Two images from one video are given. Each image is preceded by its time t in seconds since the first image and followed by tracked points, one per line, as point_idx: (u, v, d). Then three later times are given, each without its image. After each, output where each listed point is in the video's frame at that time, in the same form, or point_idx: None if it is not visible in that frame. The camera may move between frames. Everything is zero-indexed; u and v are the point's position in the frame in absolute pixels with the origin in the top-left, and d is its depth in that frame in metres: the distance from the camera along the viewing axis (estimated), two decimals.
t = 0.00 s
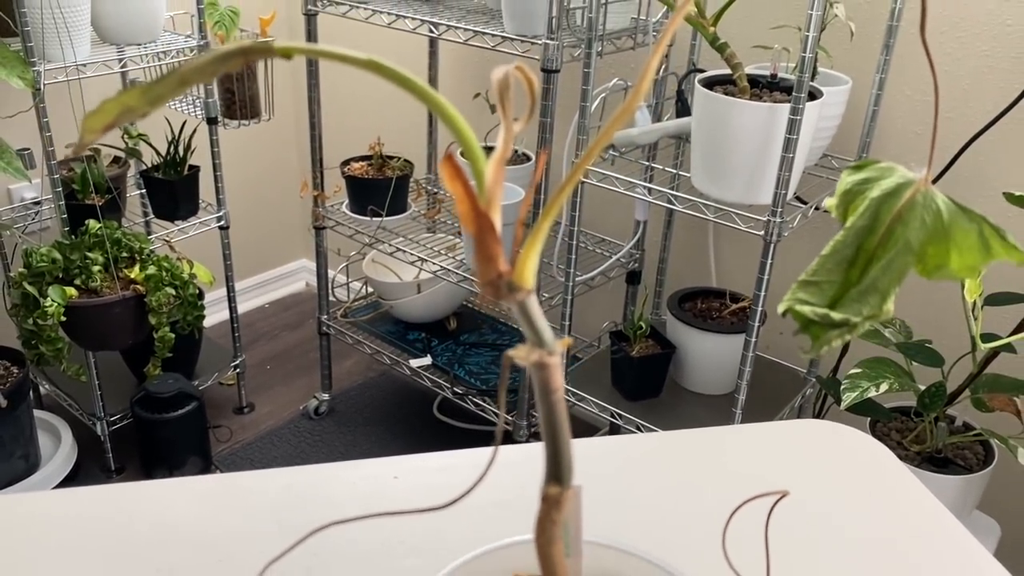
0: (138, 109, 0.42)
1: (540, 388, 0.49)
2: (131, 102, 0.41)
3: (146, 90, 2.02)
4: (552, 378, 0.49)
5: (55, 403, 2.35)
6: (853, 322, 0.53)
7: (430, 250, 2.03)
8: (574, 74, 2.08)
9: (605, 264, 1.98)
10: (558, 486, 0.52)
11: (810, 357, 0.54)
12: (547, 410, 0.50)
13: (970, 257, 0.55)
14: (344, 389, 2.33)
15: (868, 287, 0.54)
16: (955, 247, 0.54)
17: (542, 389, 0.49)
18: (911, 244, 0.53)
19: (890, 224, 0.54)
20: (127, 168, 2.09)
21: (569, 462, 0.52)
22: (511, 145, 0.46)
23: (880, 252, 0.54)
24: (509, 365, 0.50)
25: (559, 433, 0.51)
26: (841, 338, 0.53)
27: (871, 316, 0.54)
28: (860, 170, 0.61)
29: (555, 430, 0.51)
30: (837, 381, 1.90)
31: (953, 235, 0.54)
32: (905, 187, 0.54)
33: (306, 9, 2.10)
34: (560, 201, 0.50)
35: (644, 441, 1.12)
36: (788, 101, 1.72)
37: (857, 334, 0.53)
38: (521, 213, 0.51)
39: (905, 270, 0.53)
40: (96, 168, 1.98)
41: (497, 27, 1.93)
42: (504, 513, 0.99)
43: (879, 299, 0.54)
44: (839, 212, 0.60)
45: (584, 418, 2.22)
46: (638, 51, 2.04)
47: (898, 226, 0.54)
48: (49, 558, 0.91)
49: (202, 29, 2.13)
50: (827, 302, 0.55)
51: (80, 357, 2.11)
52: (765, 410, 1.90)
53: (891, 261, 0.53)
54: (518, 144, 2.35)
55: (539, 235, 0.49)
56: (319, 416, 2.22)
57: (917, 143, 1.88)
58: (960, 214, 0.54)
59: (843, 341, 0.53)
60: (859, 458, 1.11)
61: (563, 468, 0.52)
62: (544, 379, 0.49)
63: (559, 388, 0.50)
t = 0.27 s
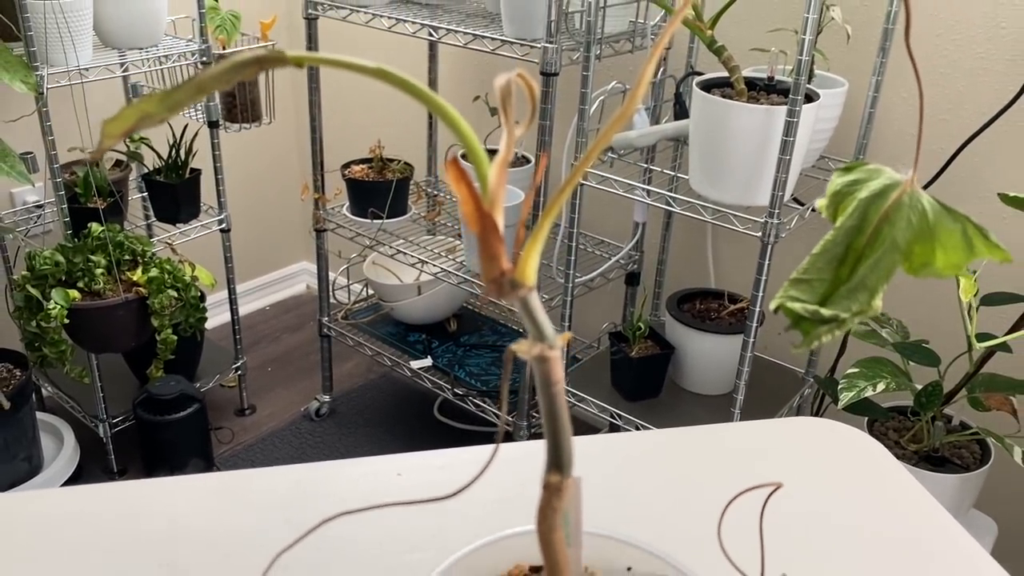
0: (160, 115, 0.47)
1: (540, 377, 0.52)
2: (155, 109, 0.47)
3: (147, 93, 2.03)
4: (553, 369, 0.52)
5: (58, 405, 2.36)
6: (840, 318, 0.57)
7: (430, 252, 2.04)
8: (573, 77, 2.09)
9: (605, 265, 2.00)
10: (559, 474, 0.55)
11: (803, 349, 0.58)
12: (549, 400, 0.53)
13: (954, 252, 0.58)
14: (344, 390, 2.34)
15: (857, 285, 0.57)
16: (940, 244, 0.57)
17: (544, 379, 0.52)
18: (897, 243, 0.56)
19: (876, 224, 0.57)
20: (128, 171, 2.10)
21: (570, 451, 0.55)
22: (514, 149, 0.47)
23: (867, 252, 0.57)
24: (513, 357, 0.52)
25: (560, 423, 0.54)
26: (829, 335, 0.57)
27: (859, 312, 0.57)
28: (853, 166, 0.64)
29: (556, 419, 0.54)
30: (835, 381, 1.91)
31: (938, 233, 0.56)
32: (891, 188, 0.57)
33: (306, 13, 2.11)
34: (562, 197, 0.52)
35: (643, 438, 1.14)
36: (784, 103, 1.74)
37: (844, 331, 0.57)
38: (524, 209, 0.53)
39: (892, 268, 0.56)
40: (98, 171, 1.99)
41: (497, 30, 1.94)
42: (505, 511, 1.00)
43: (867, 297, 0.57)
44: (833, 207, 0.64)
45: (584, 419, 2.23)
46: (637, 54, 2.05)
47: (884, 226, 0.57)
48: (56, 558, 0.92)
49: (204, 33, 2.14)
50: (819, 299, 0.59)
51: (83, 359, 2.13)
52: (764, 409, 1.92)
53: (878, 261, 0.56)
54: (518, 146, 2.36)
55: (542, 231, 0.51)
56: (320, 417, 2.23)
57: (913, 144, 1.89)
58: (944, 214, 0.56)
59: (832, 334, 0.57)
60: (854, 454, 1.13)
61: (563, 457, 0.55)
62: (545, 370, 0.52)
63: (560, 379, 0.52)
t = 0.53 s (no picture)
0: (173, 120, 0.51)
1: (536, 374, 0.55)
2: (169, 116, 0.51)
3: (148, 97, 2.05)
4: (548, 366, 0.54)
5: (59, 407, 2.37)
6: (828, 316, 0.61)
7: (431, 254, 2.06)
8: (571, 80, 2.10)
9: (604, 266, 2.01)
10: (555, 467, 0.58)
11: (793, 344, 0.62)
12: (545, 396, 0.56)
13: (938, 253, 0.60)
14: (344, 392, 2.35)
15: (846, 283, 0.60)
16: (926, 245, 0.60)
17: (540, 377, 0.55)
18: (883, 244, 0.60)
19: (863, 225, 0.60)
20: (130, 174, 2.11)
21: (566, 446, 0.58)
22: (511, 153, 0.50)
23: (853, 252, 0.60)
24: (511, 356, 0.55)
25: (555, 417, 0.57)
26: (817, 333, 0.61)
27: (847, 310, 0.61)
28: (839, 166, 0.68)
29: (551, 414, 0.57)
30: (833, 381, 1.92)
31: (922, 233, 0.59)
32: (877, 190, 0.60)
33: (306, 17, 2.13)
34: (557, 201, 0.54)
35: (640, 436, 1.15)
36: (781, 106, 1.76)
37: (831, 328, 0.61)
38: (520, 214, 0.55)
39: (878, 267, 0.60)
40: (100, 174, 2.00)
41: (495, 34, 1.96)
42: (505, 509, 1.01)
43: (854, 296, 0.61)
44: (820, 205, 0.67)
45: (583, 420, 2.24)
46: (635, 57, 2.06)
47: (870, 227, 0.60)
48: (61, 558, 0.93)
49: (205, 36, 2.15)
50: (807, 297, 0.62)
51: (84, 361, 2.14)
52: (762, 408, 1.93)
53: (866, 260, 0.60)
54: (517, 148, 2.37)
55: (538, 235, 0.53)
56: (320, 419, 2.23)
57: (909, 146, 1.90)
58: (929, 215, 0.59)
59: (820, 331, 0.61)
60: (848, 452, 1.14)
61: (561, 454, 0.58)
62: (541, 367, 0.54)
63: (554, 375, 0.55)
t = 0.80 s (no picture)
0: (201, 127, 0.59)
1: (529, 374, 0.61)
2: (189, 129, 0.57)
3: (148, 99, 2.05)
4: (540, 367, 0.61)
5: (60, 409, 2.38)
6: (814, 316, 0.65)
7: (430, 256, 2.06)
8: (570, 82, 2.11)
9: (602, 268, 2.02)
10: (545, 464, 0.64)
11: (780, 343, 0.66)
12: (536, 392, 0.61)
13: (923, 256, 0.64)
14: (344, 394, 2.35)
15: (832, 284, 0.65)
16: (909, 248, 0.64)
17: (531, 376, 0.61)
18: (868, 247, 0.64)
19: (849, 229, 0.64)
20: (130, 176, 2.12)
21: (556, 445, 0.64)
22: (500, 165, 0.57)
23: (839, 254, 0.65)
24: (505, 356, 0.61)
25: (545, 416, 0.63)
26: (803, 332, 0.65)
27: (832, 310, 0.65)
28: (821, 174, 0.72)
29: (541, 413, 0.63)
30: (831, 381, 1.93)
31: (906, 237, 0.63)
32: (863, 195, 0.64)
33: (305, 19, 2.13)
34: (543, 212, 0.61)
35: (636, 435, 1.16)
36: (777, 108, 1.77)
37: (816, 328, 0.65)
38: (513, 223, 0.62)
39: (863, 269, 0.64)
40: (100, 177, 2.01)
41: (494, 36, 1.96)
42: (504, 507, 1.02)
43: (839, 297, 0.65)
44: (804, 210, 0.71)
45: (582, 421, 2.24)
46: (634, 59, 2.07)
47: (856, 231, 0.64)
48: (64, 558, 0.94)
49: (205, 40, 2.16)
50: (793, 298, 0.66)
51: (85, 363, 2.15)
52: (760, 409, 1.95)
53: (852, 262, 0.64)
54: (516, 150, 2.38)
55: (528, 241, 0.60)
56: (320, 420, 2.23)
57: (906, 147, 1.91)
58: (911, 218, 0.64)
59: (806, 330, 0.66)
60: (843, 453, 1.14)
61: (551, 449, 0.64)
62: (532, 368, 0.60)
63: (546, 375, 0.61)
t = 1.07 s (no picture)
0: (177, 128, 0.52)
1: (524, 367, 0.61)
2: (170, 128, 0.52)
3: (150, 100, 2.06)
4: (535, 360, 0.60)
5: (62, 409, 2.39)
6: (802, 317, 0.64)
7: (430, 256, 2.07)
8: (569, 82, 2.12)
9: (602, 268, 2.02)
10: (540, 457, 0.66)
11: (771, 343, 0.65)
12: (532, 390, 0.61)
13: (912, 253, 0.64)
14: (343, 394, 2.34)
15: (822, 282, 0.64)
16: (900, 246, 0.63)
17: (527, 370, 0.61)
18: (857, 245, 0.63)
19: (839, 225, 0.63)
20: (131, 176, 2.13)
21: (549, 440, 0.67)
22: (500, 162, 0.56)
23: (829, 255, 0.64)
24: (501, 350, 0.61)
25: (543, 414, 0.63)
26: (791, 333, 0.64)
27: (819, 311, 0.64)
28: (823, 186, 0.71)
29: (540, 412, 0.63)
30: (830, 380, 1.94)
31: (896, 235, 0.63)
32: (853, 192, 0.63)
33: (306, 20, 2.14)
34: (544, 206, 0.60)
35: (639, 439, 1.18)
36: (775, 108, 1.78)
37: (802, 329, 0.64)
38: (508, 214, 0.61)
39: (852, 267, 0.63)
40: (102, 177, 2.02)
41: (494, 37, 1.97)
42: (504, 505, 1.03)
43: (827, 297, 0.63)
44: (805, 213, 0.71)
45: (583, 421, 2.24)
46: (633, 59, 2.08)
47: (845, 228, 0.63)
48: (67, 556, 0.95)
49: (206, 41, 2.17)
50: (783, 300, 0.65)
51: (87, 363, 2.15)
52: (759, 407, 1.96)
53: (841, 259, 0.63)
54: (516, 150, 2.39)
55: (526, 235, 0.59)
56: (321, 420, 2.23)
57: (904, 147, 1.92)
58: (900, 217, 0.63)
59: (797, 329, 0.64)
60: (849, 457, 1.15)
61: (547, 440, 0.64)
62: (528, 361, 0.60)
63: (541, 372, 0.61)
